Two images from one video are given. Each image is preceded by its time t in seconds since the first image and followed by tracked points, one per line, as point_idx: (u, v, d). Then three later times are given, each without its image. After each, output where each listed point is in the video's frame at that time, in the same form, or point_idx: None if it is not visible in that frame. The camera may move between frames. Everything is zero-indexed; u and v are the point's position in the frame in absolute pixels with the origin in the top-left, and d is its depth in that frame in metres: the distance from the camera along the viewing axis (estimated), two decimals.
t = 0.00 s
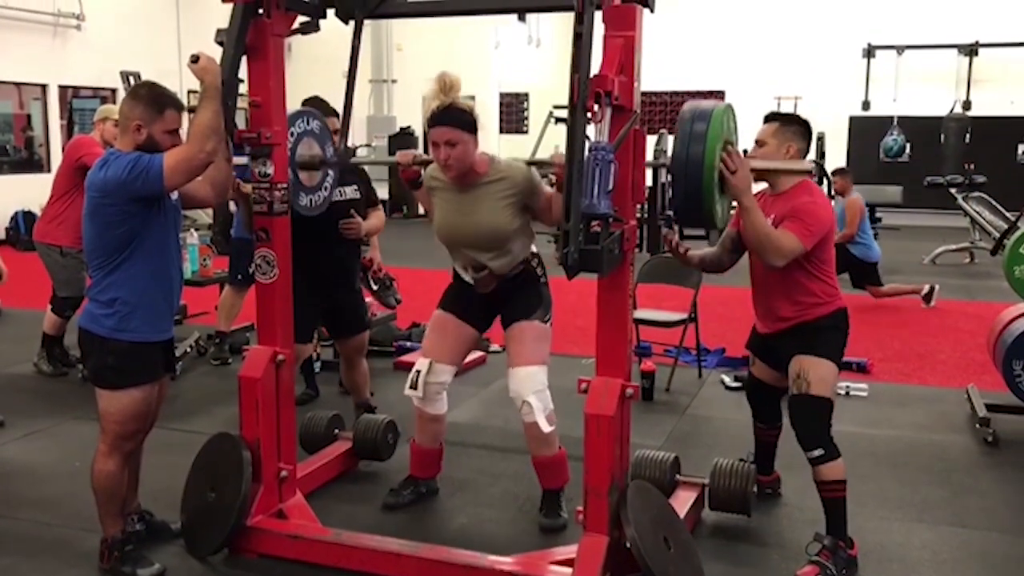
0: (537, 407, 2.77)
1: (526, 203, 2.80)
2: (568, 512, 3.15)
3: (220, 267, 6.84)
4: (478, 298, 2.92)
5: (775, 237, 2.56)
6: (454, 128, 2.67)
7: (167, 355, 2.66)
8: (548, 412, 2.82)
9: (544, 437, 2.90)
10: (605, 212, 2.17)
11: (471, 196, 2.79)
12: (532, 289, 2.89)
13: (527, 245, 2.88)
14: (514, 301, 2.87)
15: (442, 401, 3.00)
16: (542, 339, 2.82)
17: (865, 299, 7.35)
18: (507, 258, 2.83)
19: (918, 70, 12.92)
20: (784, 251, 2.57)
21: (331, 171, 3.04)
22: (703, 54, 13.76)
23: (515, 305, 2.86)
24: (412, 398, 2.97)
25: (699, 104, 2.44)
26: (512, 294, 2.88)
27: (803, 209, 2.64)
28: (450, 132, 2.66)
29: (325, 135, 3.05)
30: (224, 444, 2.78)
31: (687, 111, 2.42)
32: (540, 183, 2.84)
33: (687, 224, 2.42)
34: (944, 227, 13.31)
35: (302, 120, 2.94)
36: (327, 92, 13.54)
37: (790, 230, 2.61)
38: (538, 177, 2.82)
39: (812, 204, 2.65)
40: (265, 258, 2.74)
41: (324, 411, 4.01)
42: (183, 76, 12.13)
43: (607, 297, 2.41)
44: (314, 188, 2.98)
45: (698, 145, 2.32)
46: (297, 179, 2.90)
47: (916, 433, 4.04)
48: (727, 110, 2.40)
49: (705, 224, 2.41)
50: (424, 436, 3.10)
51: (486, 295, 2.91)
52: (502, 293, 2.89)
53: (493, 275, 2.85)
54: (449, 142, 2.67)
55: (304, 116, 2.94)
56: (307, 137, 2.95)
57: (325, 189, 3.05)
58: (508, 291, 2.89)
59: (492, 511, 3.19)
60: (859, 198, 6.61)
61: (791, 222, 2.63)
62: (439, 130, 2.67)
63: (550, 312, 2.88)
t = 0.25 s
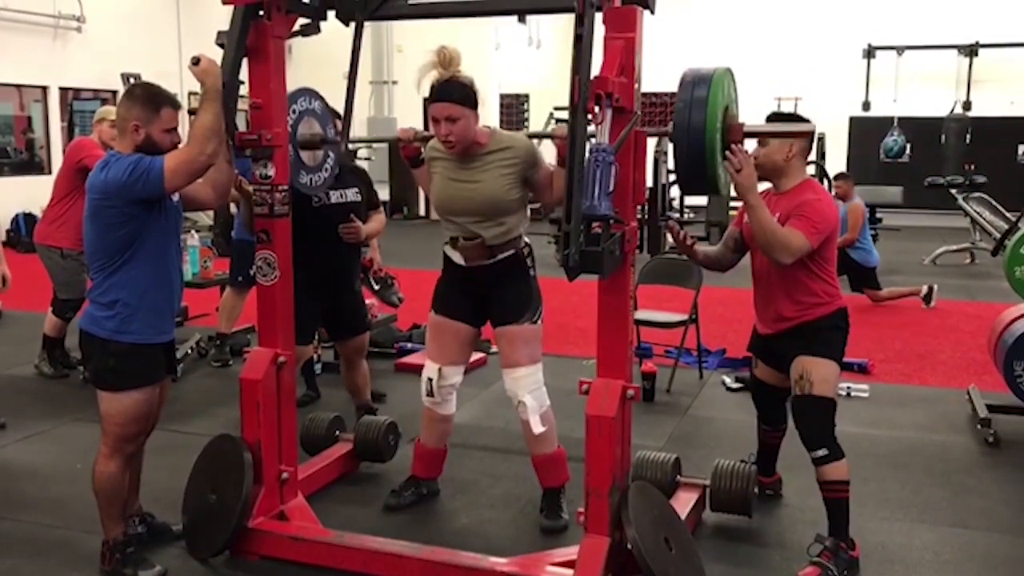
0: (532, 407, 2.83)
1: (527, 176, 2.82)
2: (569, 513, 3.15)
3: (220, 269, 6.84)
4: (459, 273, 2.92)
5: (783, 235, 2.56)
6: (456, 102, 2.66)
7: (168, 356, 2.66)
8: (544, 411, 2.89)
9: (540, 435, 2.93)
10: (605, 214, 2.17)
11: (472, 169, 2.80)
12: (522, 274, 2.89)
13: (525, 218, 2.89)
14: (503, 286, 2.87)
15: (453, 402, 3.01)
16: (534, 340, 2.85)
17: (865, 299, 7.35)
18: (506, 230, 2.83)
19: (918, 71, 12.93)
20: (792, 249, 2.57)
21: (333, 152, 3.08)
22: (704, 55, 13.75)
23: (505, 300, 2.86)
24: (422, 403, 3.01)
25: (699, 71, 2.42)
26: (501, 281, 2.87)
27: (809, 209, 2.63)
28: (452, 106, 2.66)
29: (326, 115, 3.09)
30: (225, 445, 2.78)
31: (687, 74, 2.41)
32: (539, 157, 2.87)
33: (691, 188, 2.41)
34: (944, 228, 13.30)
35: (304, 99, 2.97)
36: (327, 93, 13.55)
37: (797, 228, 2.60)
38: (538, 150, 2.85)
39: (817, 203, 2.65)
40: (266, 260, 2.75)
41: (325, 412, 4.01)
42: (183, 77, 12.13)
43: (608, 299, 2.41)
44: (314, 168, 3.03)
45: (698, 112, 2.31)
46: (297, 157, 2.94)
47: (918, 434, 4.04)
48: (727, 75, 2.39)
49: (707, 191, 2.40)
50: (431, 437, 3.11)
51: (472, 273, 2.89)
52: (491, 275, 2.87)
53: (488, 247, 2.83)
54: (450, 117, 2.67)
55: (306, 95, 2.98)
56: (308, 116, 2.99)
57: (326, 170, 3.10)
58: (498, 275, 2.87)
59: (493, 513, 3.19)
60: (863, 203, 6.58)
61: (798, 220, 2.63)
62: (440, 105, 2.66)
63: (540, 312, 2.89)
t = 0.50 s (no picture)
0: (534, 408, 2.84)
1: (528, 177, 2.81)
2: (570, 512, 3.15)
3: (221, 269, 6.85)
4: (460, 273, 2.91)
5: (785, 235, 2.55)
6: (455, 104, 2.66)
7: (168, 357, 2.66)
8: (545, 411, 2.90)
9: (541, 434, 2.93)
10: (605, 213, 2.17)
11: (472, 170, 2.80)
12: (522, 275, 2.89)
13: (525, 220, 2.88)
14: (502, 287, 2.87)
15: (450, 404, 3.02)
16: (534, 340, 2.85)
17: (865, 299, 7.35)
18: (507, 232, 2.83)
19: (917, 70, 12.93)
20: (794, 249, 2.57)
21: (333, 158, 3.09)
22: (704, 55, 13.75)
23: (506, 300, 2.86)
24: (417, 404, 3.01)
25: (699, 74, 2.42)
26: (500, 283, 2.87)
27: (810, 209, 2.63)
28: (450, 107, 2.65)
29: (326, 122, 3.09)
30: (226, 445, 2.79)
31: (688, 77, 2.41)
32: (540, 160, 2.86)
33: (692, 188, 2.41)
34: (945, 227, 13.30)
35: (304, 104, 2.96)
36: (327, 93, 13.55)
37: (798, 229, 2.60)
38: (540, 153, 2.84)
39: (818, 203, 2.65)
40: (266, 261, 2.75)
41: (326, 413, 4.01)
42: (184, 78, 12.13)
43: (608, 299, 2.41)
44: (314, 174, 3.03)
45: (700, 114, 2.31)
46: (297, 162, 2.93)
47: (919, 433, 4.04)
48: (728, 79, 2.39)
49: (709, 194, 2.40)
50: (432, 438, 3.11)
51: (471, 274, 2.89)
52: (490, 276, 2.87)
53: (489, 247, 2.83)
54: (450, 119, 2.67)
55: (307, 100, 2.98)
56: (309, 121, 2.99)
57: (327, 174, 3.09)
58: (498, 276, 2.87)
59: (493, 513, 3.19)
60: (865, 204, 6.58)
61: (799, 220, 2.62)
62: (439, 107, 2.66)
63: (540, 312, 2.89)
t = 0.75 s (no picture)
0: (534, 404, 2.84)
1: (528, 175, 2.82)
2: (570, 510, 3.15)
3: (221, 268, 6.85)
4: (461, 271, 2.91)
5: (784, 233, 2.55)
6: (455, 102, 2.65)
7: (168, 355, 2.66)
8: (545, 407, 2.89)
9: (541, 431, 2.93)
10: (605, 211, 2.17)
11: (472, 168, 2.80)
12: (522, 273, 2.89)
13: (525, 217, 2.89)
14: (501, 284, 2.87)
15: (455, 400, 3.01)
16: (534, 337, 2.85)
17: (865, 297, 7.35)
18: (507, 229, 2.84)
19: (917, 68, 12.93)
20: (793, 247, 2.56)
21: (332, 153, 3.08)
22: (704, 54, 13.76)
23: (506, 298, 2.85)
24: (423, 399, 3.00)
25: (700, 73, 2.42)
26: (499, 279, 2.87)
27: (809, 207, 2.63)
28: (450, 106, 2.65)
29: (325, 118, 3.08)
30: (226, 444, 2.78)
31: (689, 76, 2.40)
32: (540, 157, 2.87)
33: (693, 186, 2.41)
34: (945, 225, 13.29)
35: (303, 101, 2.96)
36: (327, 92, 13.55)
37: (797, 226, 2.59)
38: (540, 150, 2.85)
39: (817, 201, 2.64)
40: (265, 259, 2.75)
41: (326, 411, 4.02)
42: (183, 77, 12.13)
43: (608, 297, 2.41)
44: (314, 170, 3.03)
45: (702, 112, 2.31)
46: (297, 158, 2.93)
47: (919, 431, 4.04)
48: (729, 77, 2.39)
49: (710, 192, 2.40)
50: (433, 435, 3.11)
51: (471, 271, 2.89)
52: (489, 273, 2.87)
53: (489, 245, 2.83)
54: (450, 118, 2.67)
55: (306, 97, 2.98)
56: (308, 119, 2.99)
57: (326, 172, 3.09)
58: (497, 272, 2.87)
59: (494, 511, 3.19)
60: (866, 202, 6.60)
61: (797, 218, 2.62)
62: (438, 105, 2.66)
63: (540, 311, 2.89)
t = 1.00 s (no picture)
0: (535, 403, 2.85)
1: (528, 175, 2.82)
2: (570, 509, 3.16)
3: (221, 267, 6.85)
4: (462, 270, 2.91)
5: (786, 231, 2.55)
6: (456, 102, 2.65)
7: (169, 354, 2.66)
8: (546, 406, 2.90)
9: (542, 430, 2.93)
10: (605, 211, 2.17)
11: (472, 167, 2.80)
12: (522, 272, 2.89)
13: (525, 215, 2.89)
14: (501, 283, 2.87)
15: (455, 399, 3.02)
16: (534, 336, 2.86)
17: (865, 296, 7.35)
18: (508, 229, 2.85)
19: (917, 68, 12.93)
20: (794, 245, 2.56)
21: (331, 151, 3.08)
22: (704, 53, 13.76)
23: (506, 297, 2.86)
24: (424, 399, 3.01)
25: (702, 74, 2.42)
26: (499, 278, 2.87)
27: (809, 206, 2.63)
28: (451, 106, 2.65)
29: (324, 117, 3.09)
30: (227, 443, 2.79)
31: (690, 77, 2.41)
32: (541, 156, 2.87)
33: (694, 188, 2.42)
34: (944, 224, 13.30)
35: (303, 99, 2.97)
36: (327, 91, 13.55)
37: (798, 225, 2.60)
38: (541, 149, 2.85)
39: (817, 200, 2.65)
40: (266, 258, 2.75)
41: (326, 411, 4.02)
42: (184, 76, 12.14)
43: (608, 297, 2.41)
44: (313, 169, 3.03)
45: (704, 113, 2.31)
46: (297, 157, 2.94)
47: (919, 430, 4.04)
48: (730, 78, 2.39)
49: (712, 193, 2.40)
50: (434, 434, 3.11)
51: (472, 270, 2.89)
52: (490, 272, 2.87)
53: (489, 244, 2.84)
54: (451, 118, 2.67)
55: (305, 95, 2.98)
56: (308, 117, 3.00)
57: (324, 170, 3.09)
58: (498, 271, 2.87)
59: (494, 510, 3.20)
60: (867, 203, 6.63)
61: (798, 217, 2.62)
62: (439, 105, 2.66)
63: (541, 310, 2.89)
